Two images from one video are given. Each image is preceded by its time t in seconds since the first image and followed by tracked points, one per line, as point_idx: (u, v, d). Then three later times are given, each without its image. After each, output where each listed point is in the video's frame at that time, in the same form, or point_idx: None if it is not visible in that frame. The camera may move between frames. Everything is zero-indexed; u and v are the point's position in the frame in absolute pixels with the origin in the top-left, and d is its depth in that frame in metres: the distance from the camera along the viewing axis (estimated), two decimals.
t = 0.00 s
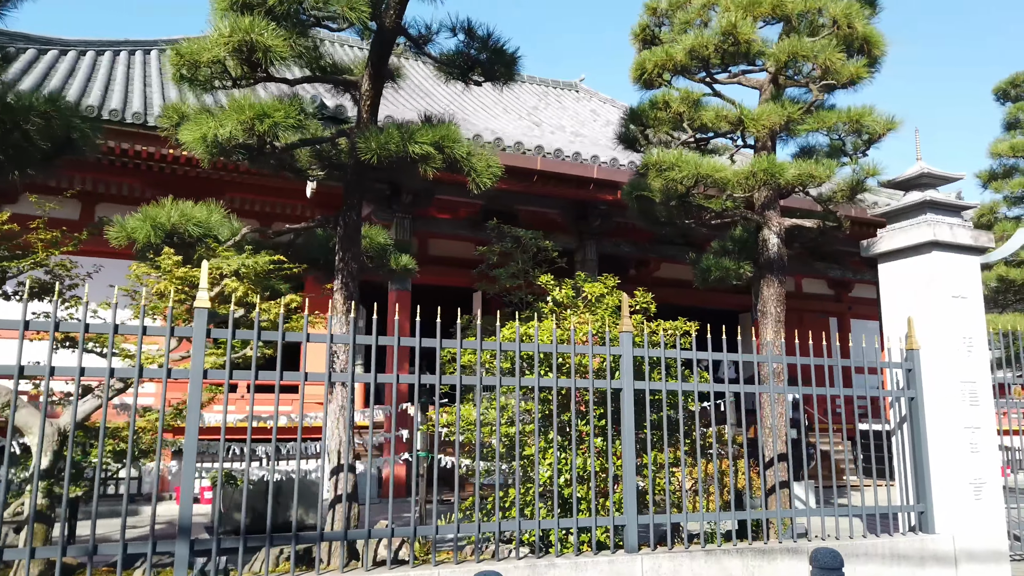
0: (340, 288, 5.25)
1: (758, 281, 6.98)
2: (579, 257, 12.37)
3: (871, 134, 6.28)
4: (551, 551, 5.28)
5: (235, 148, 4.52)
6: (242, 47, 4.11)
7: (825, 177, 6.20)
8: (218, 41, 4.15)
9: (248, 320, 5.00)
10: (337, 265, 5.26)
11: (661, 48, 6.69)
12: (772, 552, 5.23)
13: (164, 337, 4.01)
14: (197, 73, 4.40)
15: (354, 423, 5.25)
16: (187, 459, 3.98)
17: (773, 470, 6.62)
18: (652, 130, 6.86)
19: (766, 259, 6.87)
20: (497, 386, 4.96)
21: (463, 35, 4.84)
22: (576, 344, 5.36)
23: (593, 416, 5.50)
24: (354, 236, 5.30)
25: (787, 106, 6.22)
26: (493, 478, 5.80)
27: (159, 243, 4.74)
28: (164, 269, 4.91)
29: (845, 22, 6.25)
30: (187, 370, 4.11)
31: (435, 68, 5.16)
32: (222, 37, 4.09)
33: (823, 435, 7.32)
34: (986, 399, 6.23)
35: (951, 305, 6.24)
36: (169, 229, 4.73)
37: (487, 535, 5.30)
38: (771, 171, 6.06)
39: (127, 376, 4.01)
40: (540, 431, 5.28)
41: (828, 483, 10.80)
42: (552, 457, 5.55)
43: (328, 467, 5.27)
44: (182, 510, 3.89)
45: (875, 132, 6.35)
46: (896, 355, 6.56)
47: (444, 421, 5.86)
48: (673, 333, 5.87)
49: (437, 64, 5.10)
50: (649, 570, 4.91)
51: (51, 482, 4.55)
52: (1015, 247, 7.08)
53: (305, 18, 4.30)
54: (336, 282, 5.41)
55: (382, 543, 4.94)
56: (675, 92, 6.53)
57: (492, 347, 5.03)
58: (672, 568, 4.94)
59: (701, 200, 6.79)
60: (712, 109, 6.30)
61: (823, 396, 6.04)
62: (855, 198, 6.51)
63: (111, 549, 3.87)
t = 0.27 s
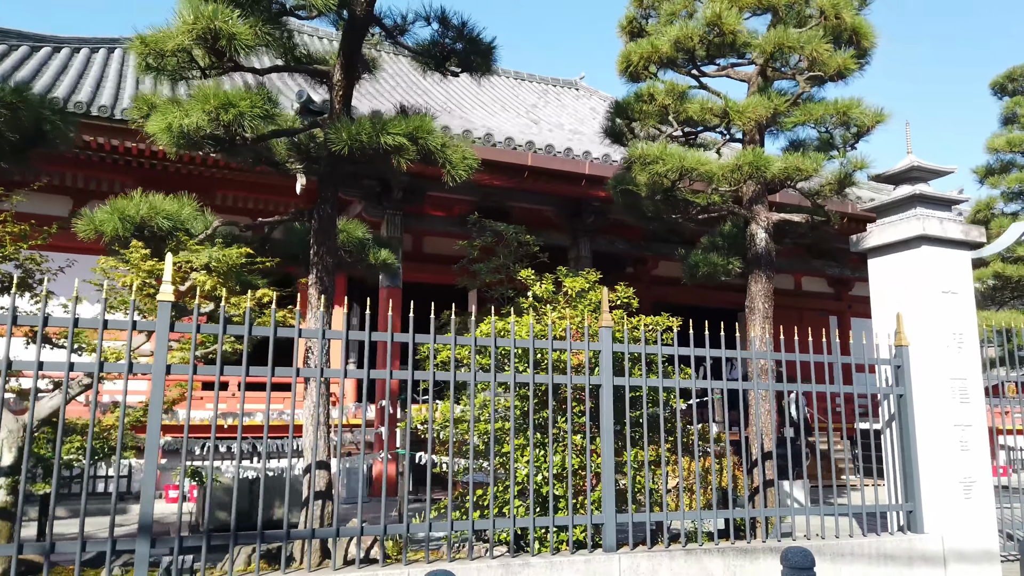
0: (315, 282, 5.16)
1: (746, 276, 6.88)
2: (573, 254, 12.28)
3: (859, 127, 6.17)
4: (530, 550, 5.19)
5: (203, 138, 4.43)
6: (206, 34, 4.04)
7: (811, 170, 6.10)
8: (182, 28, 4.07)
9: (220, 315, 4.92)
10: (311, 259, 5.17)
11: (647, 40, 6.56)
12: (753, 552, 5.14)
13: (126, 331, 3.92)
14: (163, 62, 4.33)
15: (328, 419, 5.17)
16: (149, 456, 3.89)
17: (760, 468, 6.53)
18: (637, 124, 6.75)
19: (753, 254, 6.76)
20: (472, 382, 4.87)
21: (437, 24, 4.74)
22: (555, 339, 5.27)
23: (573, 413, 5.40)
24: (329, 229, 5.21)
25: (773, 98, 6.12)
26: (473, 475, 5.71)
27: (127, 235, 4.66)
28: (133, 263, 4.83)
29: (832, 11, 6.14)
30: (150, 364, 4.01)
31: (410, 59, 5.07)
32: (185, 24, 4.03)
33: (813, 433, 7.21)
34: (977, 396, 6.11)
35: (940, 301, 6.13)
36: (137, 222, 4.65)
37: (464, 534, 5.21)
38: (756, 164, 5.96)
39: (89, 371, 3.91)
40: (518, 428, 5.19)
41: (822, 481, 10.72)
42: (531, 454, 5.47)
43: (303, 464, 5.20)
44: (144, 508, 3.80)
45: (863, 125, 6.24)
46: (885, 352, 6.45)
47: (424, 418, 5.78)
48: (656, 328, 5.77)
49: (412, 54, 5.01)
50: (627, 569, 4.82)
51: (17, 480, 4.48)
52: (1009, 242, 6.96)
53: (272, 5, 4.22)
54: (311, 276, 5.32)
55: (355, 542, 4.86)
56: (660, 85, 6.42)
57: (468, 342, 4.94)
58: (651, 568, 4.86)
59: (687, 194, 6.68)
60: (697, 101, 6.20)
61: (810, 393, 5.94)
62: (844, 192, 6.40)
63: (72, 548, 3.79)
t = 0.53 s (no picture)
0: (286, 281, 5.04)
1: (733, 275, 6.74)
2: (566, 253, 12.18)
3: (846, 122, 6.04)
4: (505, 556, 5.08)
5: (165, 135, 4.33)
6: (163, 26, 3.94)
7: (797, 166, 5.97)
8: (139, 21, 3.98)
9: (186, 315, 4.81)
10: (282, 258, 5.06)
11: (631, 34, 6.42)
12: (734, 557, 5.05)
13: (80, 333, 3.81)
14: (122, 57, 4.23)
15: (299, 422, 5.06)
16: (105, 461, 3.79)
17: (747, 471, 6.39)
18: (621, 120, 6.63)
19: (740, 252, 6.64)
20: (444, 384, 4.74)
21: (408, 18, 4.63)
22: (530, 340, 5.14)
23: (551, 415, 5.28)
24: (300, 227, 5.10)
25: (758, 93, 5.99)
26: (450, 478, 5.60)
27: (89, 234, 4.56)
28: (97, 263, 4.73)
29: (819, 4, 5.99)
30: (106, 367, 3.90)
31: (382, 52, 4.96)
32: (141, 16, 3.94)
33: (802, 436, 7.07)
34: (967, 398, 5.97)
35: (930, 300, 5.99)
36: (100, 220, 4.56)
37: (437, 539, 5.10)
38: (740, 160, 5.83)
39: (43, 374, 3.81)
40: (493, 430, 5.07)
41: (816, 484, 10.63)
42: (508, 457, 5.34)
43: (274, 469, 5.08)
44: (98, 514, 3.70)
45: (851, 120, 6.11)
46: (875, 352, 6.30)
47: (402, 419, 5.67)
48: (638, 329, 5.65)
49: (384, 47, 4.89)
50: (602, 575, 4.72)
51: None
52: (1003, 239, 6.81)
53: None
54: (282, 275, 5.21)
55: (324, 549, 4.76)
56: (643, 79, 6.29)
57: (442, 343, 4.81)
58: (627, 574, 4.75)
59: (672, 191, 6.55)
60: (680, 96, 6.07)
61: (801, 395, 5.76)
62: (832, 189, 6.26)
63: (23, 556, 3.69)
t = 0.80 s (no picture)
0: (253, 278, 4.95)
1: (713, 272, 6.66)
2: (555, 251, 12.10)
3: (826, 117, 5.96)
4: (474, 557, 5.00)
5: (124, 129, 4.26)
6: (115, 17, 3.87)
7: (776, 161, 5.89)
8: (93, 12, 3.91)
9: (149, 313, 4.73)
10: (248, 255, 4.97)
11: (609, 28, 6.33)
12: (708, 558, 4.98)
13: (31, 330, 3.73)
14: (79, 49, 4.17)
15: (267, 421, 4.99)
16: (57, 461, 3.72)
17: (726, 471, 6.31)
18: (600, 115, 6.55)
19: (720, 249, 6.55)
20: (411, 383, 4.67)
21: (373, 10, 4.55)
22: (502, 337, 5.07)
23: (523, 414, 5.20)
24: (267, 223, 5.01)
25: (737, 87, 5.90)
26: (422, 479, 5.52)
27: (49, 231, 4.49)
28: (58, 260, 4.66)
29: None
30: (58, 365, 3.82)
31: (350, 45, 4.88)
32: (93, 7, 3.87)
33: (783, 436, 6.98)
34: (950, 396, 5.88)
35: (912, 297, 5.91)
36: (60, 216, 4.49)
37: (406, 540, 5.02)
38: (718, 155, 5.74)
39: None
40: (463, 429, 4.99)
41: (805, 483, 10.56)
42: (480, 457, 5.27)
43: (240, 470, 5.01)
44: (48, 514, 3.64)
45: (832, 115, 6.02)
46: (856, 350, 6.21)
47: (375, 418, 5.60)
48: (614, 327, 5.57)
49: (351, 40, 4.81)
50: None
51: None
52: (989, 235, 6.72)
53: None
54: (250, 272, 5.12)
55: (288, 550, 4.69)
56: (621, 74, 6.22)
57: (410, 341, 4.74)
58: None
59: (652, 187, 6.47)
60: (657, 90, 5.99)
61: (780, 394, 5.69)
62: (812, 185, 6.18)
63: None
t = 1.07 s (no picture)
0: (219, 277, 4.89)
1: (693, 271, 6.60)
2: (545, 250, 12.04)
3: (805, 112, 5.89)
4: (444, 559, 4.94)
5: (81, 126, 4.19)
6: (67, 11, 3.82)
7: (753, 158, 5.82)
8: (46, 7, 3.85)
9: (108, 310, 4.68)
10: (214, 253, 4.91)
11: (587, 24, 6.24)
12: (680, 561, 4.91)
13: None
14: (33, 46, 4.09)
15: (233, 423, 4.92)
16: (7, 464, 3.64)
17: (706, 472, 6.24)
18: (578, 112, 6.47)
19: (700, 247, 6.49)
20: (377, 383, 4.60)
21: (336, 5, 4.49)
22: (472, 337, 5.00)
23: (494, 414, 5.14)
24: (233, 221, 4.94)
25: (714, 84, 5.84)
26: (394, 479, 5.46)
27: (8, 229, 4.41)
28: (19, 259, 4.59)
29: None
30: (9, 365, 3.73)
31: (317, 41, 4.83)
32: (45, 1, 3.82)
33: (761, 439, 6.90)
34: (931, 396, 5.79)
35: (892, 296, 5.83)
36: (19, 215, 4.41)
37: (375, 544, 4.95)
38: (695, 151, 5.67)
39: None
40: (433, 431, 4.93)
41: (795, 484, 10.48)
42: (451, 458, 5.20)
43: (207, 472, 4.95)
44: None
45: (811, 111, 5.95)
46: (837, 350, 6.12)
47: (346, 420, 5.53)
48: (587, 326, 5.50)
49: (316, 36, 4.75)
50: None
51: None
52: (973, 233, 6.64)
53: None
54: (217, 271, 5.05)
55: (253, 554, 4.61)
56: (598, 70, 6.14)
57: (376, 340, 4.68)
58: None
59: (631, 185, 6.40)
60: (634, 87, 5.91)
61: (758, 393, 5.60)
62: (793, 182, 6.11)
63: None
